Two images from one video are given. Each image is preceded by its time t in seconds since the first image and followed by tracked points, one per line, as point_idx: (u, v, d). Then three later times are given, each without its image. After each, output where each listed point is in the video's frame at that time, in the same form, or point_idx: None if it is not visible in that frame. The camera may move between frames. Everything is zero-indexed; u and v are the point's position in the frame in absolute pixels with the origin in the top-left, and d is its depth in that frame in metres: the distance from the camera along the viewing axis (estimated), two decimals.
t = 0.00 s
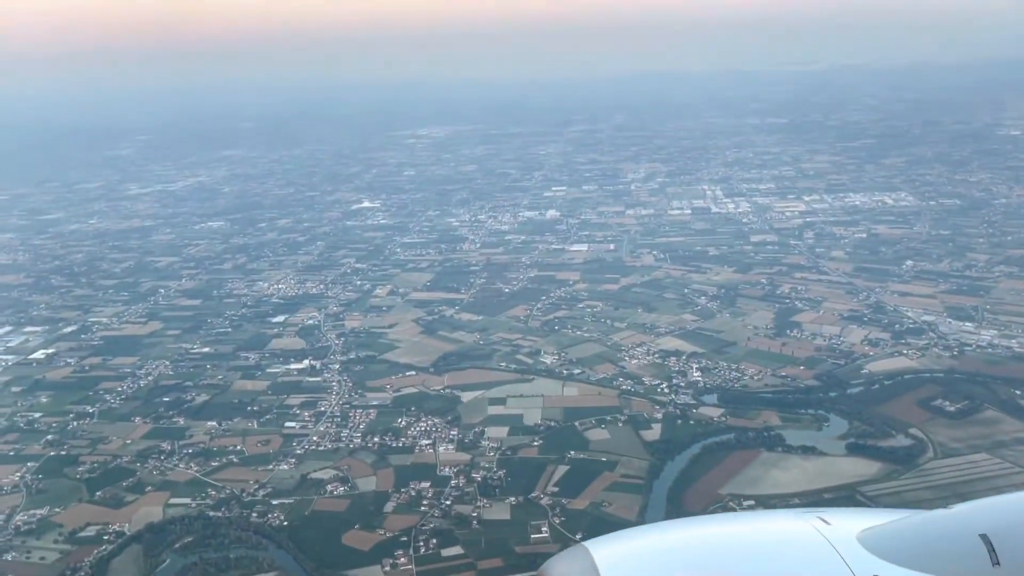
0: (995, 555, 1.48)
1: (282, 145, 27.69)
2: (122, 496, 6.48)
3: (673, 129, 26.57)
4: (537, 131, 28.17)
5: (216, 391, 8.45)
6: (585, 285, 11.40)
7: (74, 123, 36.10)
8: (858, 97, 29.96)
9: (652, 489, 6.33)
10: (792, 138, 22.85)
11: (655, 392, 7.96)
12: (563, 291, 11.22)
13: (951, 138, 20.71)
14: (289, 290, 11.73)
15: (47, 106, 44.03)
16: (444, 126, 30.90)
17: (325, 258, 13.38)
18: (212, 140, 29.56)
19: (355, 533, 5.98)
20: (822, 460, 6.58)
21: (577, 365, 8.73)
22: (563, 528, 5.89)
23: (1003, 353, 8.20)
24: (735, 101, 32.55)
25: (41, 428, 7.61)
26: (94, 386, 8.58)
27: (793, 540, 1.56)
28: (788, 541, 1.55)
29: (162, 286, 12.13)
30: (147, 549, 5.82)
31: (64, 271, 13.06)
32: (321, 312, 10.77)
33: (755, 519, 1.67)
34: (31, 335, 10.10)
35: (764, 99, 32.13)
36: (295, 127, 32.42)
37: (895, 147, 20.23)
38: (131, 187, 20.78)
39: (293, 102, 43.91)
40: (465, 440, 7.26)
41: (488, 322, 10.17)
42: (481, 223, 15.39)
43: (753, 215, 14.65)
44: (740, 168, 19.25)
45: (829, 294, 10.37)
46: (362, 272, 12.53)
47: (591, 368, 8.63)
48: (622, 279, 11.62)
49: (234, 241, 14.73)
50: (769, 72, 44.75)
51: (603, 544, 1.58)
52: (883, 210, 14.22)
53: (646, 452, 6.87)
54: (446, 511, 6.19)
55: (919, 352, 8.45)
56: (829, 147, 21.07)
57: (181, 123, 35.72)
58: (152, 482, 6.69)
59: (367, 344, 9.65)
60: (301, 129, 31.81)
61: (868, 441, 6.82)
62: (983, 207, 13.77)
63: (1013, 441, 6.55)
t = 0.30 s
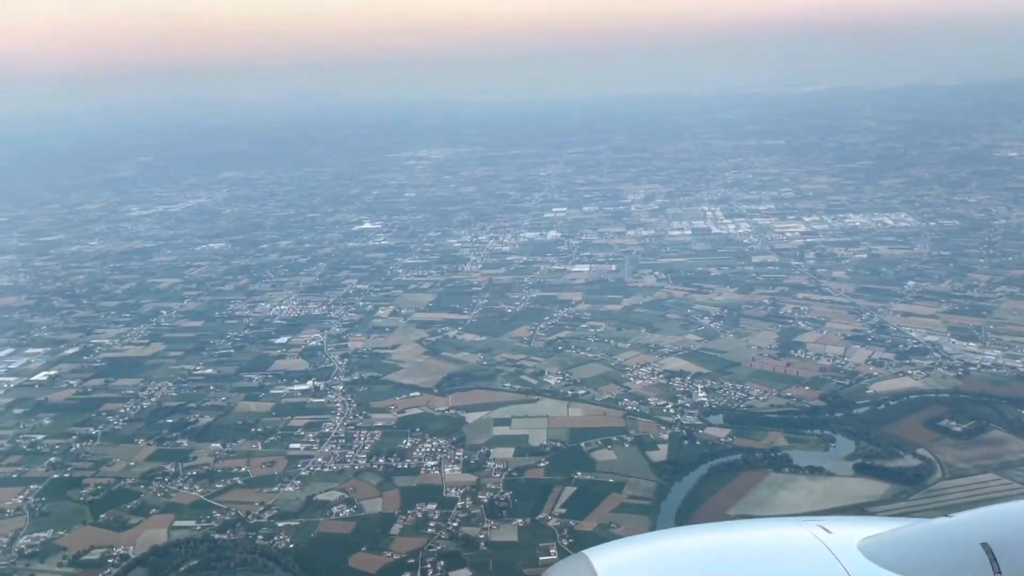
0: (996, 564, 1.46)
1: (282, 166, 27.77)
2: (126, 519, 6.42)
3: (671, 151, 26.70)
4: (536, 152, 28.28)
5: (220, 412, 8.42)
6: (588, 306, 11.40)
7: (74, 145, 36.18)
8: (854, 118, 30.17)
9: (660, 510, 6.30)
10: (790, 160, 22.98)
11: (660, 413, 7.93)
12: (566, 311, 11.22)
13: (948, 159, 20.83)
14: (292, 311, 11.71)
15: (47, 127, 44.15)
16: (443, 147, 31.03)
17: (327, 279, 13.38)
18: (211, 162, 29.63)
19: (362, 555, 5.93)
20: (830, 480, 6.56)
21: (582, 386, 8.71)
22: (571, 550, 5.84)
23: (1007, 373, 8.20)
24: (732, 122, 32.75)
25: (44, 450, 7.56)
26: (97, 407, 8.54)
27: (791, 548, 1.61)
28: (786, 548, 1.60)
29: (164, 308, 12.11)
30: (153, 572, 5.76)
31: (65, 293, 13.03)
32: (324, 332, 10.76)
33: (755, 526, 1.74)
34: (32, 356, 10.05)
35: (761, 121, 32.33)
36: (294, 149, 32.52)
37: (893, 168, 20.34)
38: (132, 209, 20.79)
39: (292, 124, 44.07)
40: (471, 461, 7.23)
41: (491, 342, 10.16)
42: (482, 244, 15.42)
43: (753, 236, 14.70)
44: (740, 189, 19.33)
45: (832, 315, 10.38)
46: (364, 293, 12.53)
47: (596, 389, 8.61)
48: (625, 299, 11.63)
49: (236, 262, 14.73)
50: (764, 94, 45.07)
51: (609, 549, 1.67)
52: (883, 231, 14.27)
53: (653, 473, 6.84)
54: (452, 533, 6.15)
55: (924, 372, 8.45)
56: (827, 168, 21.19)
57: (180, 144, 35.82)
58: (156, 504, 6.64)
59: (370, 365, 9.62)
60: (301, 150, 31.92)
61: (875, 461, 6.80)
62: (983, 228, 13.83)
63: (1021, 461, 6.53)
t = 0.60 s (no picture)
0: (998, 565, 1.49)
1: (282, 188, 27.86)
2: (130, 542, 6.36)
3: (670, 172, 26.84)
4: (535, 173, 28.40)
5: (223, 433, 8.38)
6: (590, 326, 11.40)
7: (73, 166, 36.27)
8: (851, 140, 30.37)
9: (668, 531, 6.25)
10: (789, 181, 23.11)
11: (666, 434, 7.90)
12: (569, 332, 11.21)
13: (945, 180, 20.97)
14: (294, 332, 11.69)
15: (47, 149, 44.29)
16: (442, 168, 31.18)
17: (329, 300, 13.38)
18: (211, 183, 29.72)
19: None
20: (838, 501, 6.53)
21: (586, 406, 8.68)
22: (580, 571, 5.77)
23: (1012, 393, 8.19)
24: (729, 144, 32.95)
25: (46, 472, 7.51)
26: (100, 429, 8.49)
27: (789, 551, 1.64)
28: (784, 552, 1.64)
29: (165, 329, 12.09)
30: None
31: (67, 314, 13.00)
32: (327, 353, 10.75)
33: (752, 536, 1.74)
34: (34, 378, 10.01)
35: (758, 142, 32.53)
36: (293, 171, 32.62)
37: (891, 189, 20.47)
38: (132, 231, 20.81)
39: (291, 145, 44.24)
40: (476, 482, 7.19)
41: (495, 363, 10.15)
42: (484, 264, 15.45)
43: (754, 256, 14.75)
44: (739, 210, 19.43)
45: (834, 335, 10.39)
46: (366, 313, 12.54)
47: (600, 410, 8.58)
48: (627, 319, 11.64)
49: (237, 283, 14.73)
50: (760, 116, 45.40)
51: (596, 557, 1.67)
52: (883, 252, 14.33)
53: (660, 495, 6.80)
54: (459, 555, 6.09)
55: (929, 393, 8.44)
56: (825, 189, 21.31)
57: (180, 166, 35.94)
58: (160, 528, 6.58)
59: (373, 386, 9.59)
60: (300, 172, 32.03)
61: (882, 482, 6.78)
62: (983, 248, 13.89)
63: None
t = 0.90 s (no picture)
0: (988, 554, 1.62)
1: (282, 207, 27.91)
2: (134, 564, 6.30)
3: (669, 191, 26.94)
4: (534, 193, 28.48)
5: (227, 454, 8.33)
6: (593, 345, 11.38)
7: (73, 187, 36.31)
8: (848, 160, 30.53)
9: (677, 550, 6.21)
10: (788, 201, 23.20)
11: (672, 454, 7.87)
12: (572, 351, 11.19)
13: (944, 199, 21.07)
14: (297, 352, 11.66)
15: (46, 170, 44.33)
16: (442, 188, 31.27)
17: (331, 320, 13.37)
18: (211, 203, 29.79)
19: None
20: (846, 520, 6.50)
21: (591, 426, 8.65)
22: None
23: (1019, 412, 8.18)
24: (727, 164, 33.10)
25: (50, 493, 7.46)
26: (103, 450, 8.44)
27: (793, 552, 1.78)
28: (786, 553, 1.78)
29: (168, 349, 12.06)
30: None
31: (68, 334, 12.98)
32: (329, 373, 10.72)
33: (755, 540, 1.89)
34: (36, 399, 9.97)
35: (755, 162, 32.69)
36: (293, 191, 32.68)
37: (890, 209, 20.56)
38: (133, 251, 20.79)
39: (290, 166, 44.33)
40: (483, 503, 7.15)
41: (498, 382, 10.13)
42: (485, 284, 15.46)
43: (755, 276, 14.78)
44: (738, 229, 19.49)
45: (838, 354, 10.39)
46: (369, 333, 12.53)
47: (606, 429, 8.55)
48: (630, 338, 11.64)
49: (239, 303, 14.72)
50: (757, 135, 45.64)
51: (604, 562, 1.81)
52: (884, 271, 14.36)
53: (668, 515, 6.77)
54: None
55: (934, 412, 8.43)
56: (824, 209, 21.40)
57: (180, 185, 36.03)
58: (165, 549, 6.53)
59: (377, 405, 9.56)
60: (300, 191, 32.09)
61: (891, 501, 6.76)
62: (983, 267, 13.94)
63: None
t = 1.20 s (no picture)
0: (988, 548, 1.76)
1: (281, 226, 27.97)
2: None
3: (668, 210, 27.06)
4: (534, 211, 28.55)
5: (230, 473, 8.29)
6: (596, 363, 11.37)
7: (73, 206, 36.34)
8: (846, 179, 30.68)
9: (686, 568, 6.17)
10: (787, 219, 23.30)
11: (679, 472, 7.85)
12: (575, 370, 11.17)
13: (943, 218, 21.17)
14: (299, 371, 11.63)
15: (46, 189, 44.38)
16: (442, 207, 31.37)
17: (333, 338, 13.35)
18: (212, 222, 29.85)
19: None
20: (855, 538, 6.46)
21: (596, 444, 8.63)
22: None
23: None
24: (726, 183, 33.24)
25: (52, 513, 7.40)
26: (106, 469, 8.39)
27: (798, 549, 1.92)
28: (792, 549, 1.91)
29: (169, 368, 12.02)
30: None
31: (69, 353, 12.94)
32: (332, 391, 10.69)
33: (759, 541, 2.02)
34: (37, 418, 9.92)
35: (753, 181, 32.83)
36: (293, 209, 32.76)
37: (889, 227, 20.65)
38: (133, 270, 20.78)
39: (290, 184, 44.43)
40: (489, 522, 7.10)
41: (502, 401, 10.10)
42: (487, 302, 15.47)
43: (757, 294, 14.80)
44: (739, 248, 19.56)
45: (842, 372, 10.38)
46: (371, 351, 12.52)
47: (611, 447, 8.52)
48: (633, 356, 11.63)
49: (240, 321, 14.71)
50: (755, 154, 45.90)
51: None
52: (886, 289, 14.40)
53: (675, 533, 6.73)
54: None
55: (940, 430, 8.41)
56: (823, 227, 21.49)
57: (180, 204, 36.09)
58: (169, 569, 6.47)
59: (381, 424, 9.51)
60: (299, 210, 32.15)
61: (899, 519, 6.73)
62: (984, 285, 13.98)
63: None
